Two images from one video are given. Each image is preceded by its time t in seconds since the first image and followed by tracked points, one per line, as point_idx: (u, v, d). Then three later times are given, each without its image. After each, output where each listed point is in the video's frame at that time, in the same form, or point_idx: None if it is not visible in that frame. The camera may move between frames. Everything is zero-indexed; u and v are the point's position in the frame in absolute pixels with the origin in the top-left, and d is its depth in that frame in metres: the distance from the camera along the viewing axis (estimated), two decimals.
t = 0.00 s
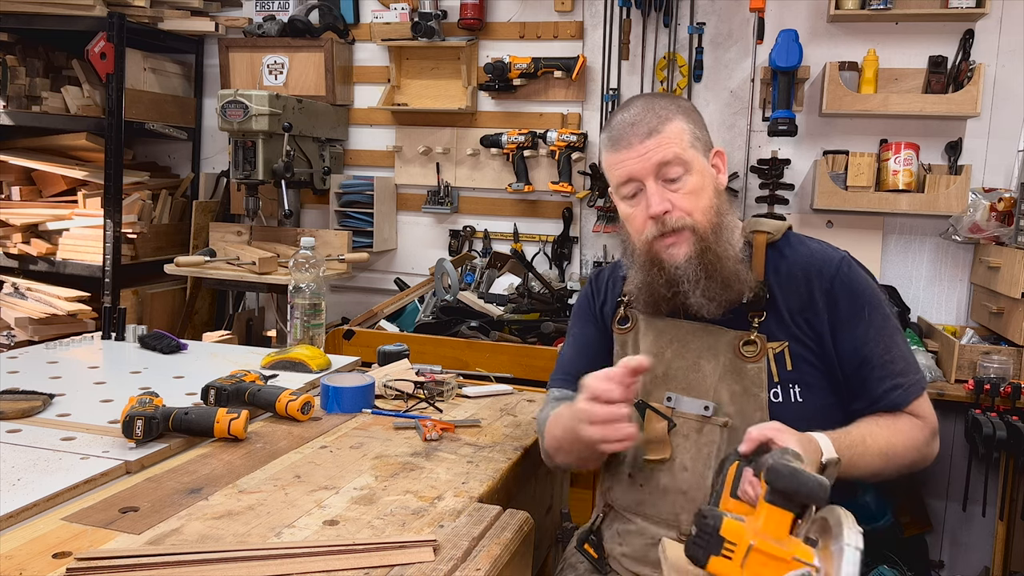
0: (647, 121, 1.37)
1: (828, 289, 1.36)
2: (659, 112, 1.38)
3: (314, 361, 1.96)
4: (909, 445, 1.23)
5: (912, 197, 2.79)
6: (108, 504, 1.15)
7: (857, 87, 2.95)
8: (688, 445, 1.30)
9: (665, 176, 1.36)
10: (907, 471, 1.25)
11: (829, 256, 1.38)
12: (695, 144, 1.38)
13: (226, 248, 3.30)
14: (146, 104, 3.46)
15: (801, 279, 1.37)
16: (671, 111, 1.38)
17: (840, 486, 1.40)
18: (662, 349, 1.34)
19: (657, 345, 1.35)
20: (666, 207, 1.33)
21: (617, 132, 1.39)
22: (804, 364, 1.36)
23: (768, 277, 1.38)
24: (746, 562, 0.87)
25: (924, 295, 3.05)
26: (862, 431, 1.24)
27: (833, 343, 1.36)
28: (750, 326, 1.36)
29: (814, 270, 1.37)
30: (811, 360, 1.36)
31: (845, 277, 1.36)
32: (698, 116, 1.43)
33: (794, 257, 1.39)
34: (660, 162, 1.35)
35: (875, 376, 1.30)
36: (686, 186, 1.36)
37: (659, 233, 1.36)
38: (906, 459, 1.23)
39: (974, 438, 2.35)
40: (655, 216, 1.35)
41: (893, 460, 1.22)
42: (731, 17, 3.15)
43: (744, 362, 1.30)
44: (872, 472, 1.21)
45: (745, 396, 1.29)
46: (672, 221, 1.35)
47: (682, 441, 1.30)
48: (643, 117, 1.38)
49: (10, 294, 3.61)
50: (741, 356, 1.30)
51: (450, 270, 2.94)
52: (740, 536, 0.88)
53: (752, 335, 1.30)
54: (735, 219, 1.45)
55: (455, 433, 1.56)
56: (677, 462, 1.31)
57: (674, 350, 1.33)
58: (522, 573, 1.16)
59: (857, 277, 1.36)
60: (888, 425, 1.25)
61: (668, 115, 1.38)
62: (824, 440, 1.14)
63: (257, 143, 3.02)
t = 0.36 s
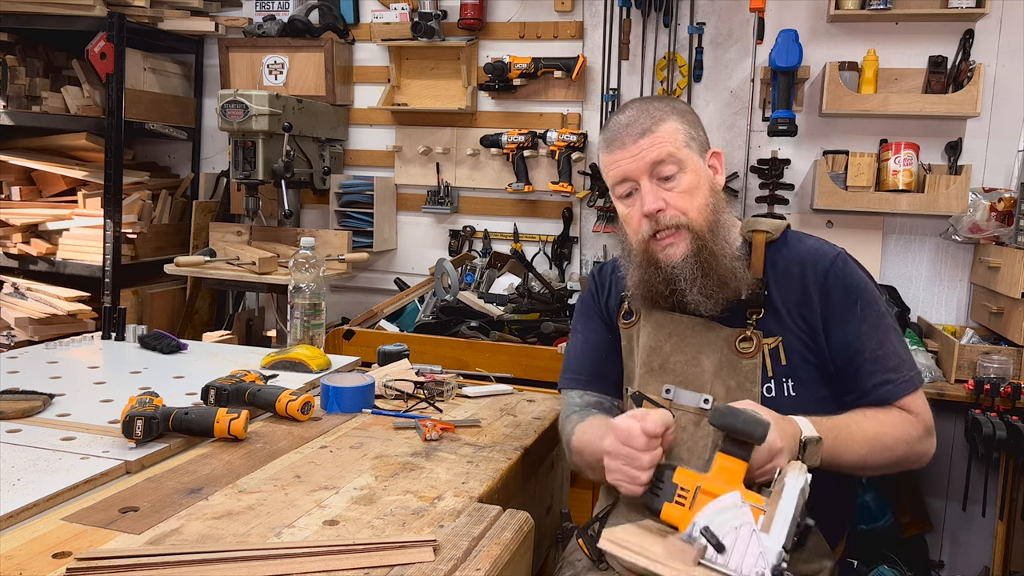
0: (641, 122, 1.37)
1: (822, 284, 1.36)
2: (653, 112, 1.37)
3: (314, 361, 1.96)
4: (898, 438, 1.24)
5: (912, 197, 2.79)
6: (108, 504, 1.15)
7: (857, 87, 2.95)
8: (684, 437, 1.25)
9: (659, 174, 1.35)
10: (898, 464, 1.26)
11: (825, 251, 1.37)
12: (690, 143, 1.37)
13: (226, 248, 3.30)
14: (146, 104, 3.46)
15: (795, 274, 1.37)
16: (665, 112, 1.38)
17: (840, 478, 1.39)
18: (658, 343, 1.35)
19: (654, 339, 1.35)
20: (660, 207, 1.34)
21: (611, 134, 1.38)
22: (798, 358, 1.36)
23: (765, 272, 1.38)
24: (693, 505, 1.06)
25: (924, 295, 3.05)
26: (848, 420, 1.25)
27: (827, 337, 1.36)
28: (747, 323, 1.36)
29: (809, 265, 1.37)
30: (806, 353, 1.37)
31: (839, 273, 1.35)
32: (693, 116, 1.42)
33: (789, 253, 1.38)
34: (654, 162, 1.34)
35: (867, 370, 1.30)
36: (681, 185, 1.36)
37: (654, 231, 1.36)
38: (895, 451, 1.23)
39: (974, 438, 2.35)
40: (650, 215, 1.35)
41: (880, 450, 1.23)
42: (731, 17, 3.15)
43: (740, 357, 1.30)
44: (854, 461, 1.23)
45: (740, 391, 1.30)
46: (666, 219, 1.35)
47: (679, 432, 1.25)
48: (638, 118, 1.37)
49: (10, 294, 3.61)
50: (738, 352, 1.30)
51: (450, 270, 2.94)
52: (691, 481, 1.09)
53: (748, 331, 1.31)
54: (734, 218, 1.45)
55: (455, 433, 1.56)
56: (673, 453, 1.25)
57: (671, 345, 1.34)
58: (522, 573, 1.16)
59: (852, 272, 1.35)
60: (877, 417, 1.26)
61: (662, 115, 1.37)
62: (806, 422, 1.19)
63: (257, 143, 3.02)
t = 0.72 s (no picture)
0: (649, 116, 1.38)
1: (825, 285, 1.36)
2: (659, 108, 1.39)
3: (314, 361, 1.96)
4: (900, 440, 1.24)
5: (912, 197, 2.79)
6: (108, 504, 1.15)
7: (857, 87, 2.95)
8: (685, 435, 1.25)
9: (669, 165, 1.36)
10: (898, 465, 1.26)
11: (827, 252, 1.37)
12: (697, 137, 1.39)
13: (226, 248, 3.30)
14: (146, 104, 3.46)
15: (798, 274, 1.37)
16: (671, 108, 1.39)
17: (841, 478, 1.39)
18: (661, 342, 1.35)
19: (657, 337, 1.36)
20: (674, 195, 1.33)
21: (620, 129, 1.39)
22: (801, 359, 1.36)
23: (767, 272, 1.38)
24: (687, 506, 1.07)
25: (924, 295, 3.05)
26: (848, 420, 1.26)
27: (829, 338, 1.36)
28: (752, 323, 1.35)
29: (812, 266, 1.37)
30: (809, 354, 1.37)
31: (841, 273, 1.35)
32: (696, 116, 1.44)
33: (791, 254, 1.38)
34: (664, 152, 1.35)
35: (869, 370, 1.30)
36: (691, 175, 1.36)
37: (667, 222, 1.34)
38: (895, 452, 1.23)
39: (974, 438, 2.35)
40: (663, 204, 1.34)
41: (881, 451, 1.23)
42: (731, 16, 3.15)
43: (744, 357, 1.31)
44: (855, 461, 1.23)
45: (743, 390, 1.31)
46: (680, 209, 1.34)
47: (680, 430, 1.25)
48: (645, 114, 1.39)
49: (10, 294, 3.61)
50: (741, 352, 1.31)
51: (450, 270, 2.94)
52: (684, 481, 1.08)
53: (752, 331, 1.31)
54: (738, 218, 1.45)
55: (455, 433, 1.56)
56: (675, 452, 1.24)
57: (673, 344, 1.34)
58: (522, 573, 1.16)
59: (855, 273, 1.35)
60: (879, 417, 1.26)
61: (668, 110, 1.39)
62: (806, 422, 1.18)
63: (257, 143, 3.02)
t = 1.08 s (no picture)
0: (644, 116, 1.38)
1: (824, 286, 1.36)
2: (656, 108, 1.39)
3: (314, 361, 1.96)
4: (900, 441, 1.24)
5: (912, 197, 2.79)
6: (108, 504, 1.15)
7: (857, 87, 2.95)
8: (685, 438, 1.29)
9: (665, 165, 1.36)
10: (898, 466, 1.26)
11: (827, 252, 1.37)
12: (694, 137, 1.38)
13: (227, 248, 3.30)
14: (146, 104, 3.46)
15: (797, 276, 1.37)
16: (668, 108, 1.39)
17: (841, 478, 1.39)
18: (660, 344, 1.35)
19: (656, 339, 1.36)
20: (668, 195, 1.33)
21: (615, 129, 1.39)
22: (801, 361, 1.36)
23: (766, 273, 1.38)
24: (687, 512, 1.06)
25: (924, 295, 3.05)
26: (848, 422, 1.26)
27: (829, 339, 1.35)
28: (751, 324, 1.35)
29: (811, 267, 1.37)
30: (808, 356, 1.37)
31: (841, 274, 1.35)
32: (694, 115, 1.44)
33: (791, 255, 1.38)
34: (659, 153, 1.35)
35: (869, 372, 1.31)
36: (687, 176, 1.35)
37: (662, 222, 1.35)
38: (896, 453, 1.24)
39: (974, 438, 2.35)
40: (658, 205, 1.34)
41: (881, 453, 1.23)
42: (731, 17, 3.15)
43: (744, 359, 1.31)
44: (856, 463, 1.23)
45: (743, 392, 1.31)
46: (675, 209, 1.34)
47: (680, 433, 1.29)
48: (641, 114, 1.38)
49: (10, 294, 3.61)
50: (741, 354, 1.31)
51: (450, 270, 2.94)
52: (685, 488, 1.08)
53: (752, 332, 1.31)
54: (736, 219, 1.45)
55: (455, 433, 1.56)
56: (675, 454, 1.28)
57: (672, 346, 1.34)
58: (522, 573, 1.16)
59: (854, 274, 1.35)
60: (879, 419, 1.26)
61: (664, 110, 1.39)
62: (806, 426, 1.18)
63: (257, 143, 3.02)
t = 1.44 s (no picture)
0: (639, 116, 1.38)
1: (825, 288, 1.35)
2: (652, 108, 1.39)
3: (314, 360, 1.96)
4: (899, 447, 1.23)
5: (913, 197, 2.79)
6: (108, 504, 1.15)
7: (857, 87, 2.95)
8: (685, 440, 1.33)
9: (656, 167, 1.36)
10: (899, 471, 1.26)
11: (829, 255, 1.37)
12: (689, 138, 1.38)
13: (226, 248, 3.30)
14: (146, 104, 3.46)
15: (798, 278, 1.37)
16: (665, 109, 1.39)
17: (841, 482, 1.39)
18: (661, 347, 1.37)
19: (657, 342, 1.37)
20: (656, 198, 1.33)
21: (610, 128, 1.40)
22: (802, 365, 1.36)
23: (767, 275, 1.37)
24: (687, 523, 1.03)
25: (924, 295, 3.05)
26: (849, 429, 1.25)
27: (830, 343, 1.35)
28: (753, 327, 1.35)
29: (812, 269, 1.36)
30: (809, 360, 1.37)
31: (842, 277, 1.35)
32: (694, 115, 1.43)
33: (792, 257, 1.38)
34: (651, 154, 1.35)
35: (869, 377, 1.30)
36: (678, 178, 1.35)
37: (650, 225, 1.35)
38: (897, 459, 1.23)
39: (974, 438, 2.35)
40: (646, 207, 1.35)
41: (883, 460, 1.23)
42: (731, 17, 3.15)
43: (746, 361, 1.33)
44: (858, 470, 1.22)
45: (745, 395, 1.32)
46: (662, 212, 1.34)
47: (680, 436, 1.34)
48: (637, 114, 1.39)
49: (10, 294, 3.61)
50: (743, 356, 1.32)
51: (450, 270, 2.95)
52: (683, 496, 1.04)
53: (753, 334, 1.33)
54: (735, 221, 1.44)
55: (455, 433, 1.56)
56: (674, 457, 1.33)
57: (673, 349, 1.36)
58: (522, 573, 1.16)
59: (855, 277, 1.35)
60: (880, 426, 1.25)
61: (660, 111, 1.39)
62: (811, 433, 1.18)
63: (257, 143, 3.02)
